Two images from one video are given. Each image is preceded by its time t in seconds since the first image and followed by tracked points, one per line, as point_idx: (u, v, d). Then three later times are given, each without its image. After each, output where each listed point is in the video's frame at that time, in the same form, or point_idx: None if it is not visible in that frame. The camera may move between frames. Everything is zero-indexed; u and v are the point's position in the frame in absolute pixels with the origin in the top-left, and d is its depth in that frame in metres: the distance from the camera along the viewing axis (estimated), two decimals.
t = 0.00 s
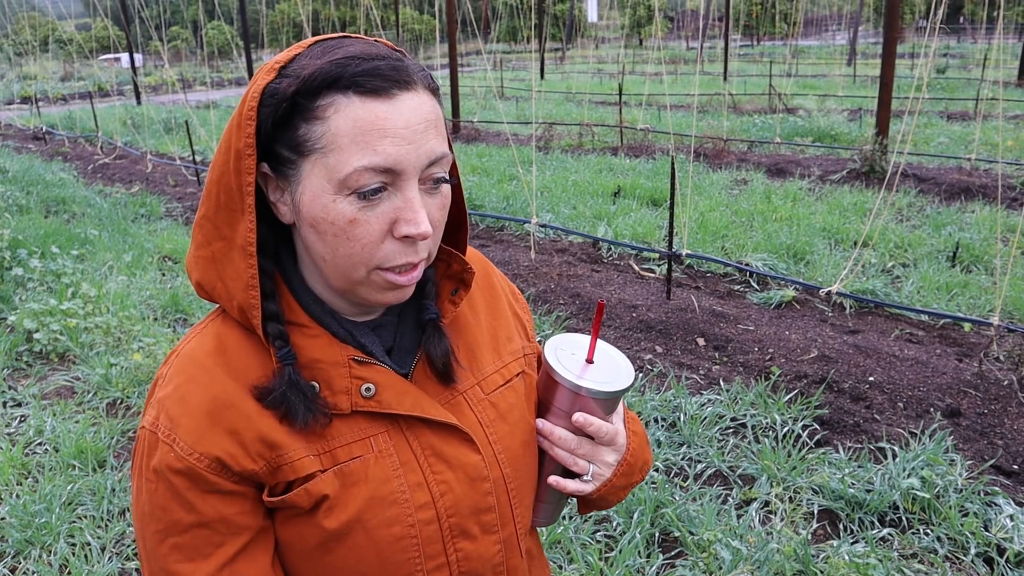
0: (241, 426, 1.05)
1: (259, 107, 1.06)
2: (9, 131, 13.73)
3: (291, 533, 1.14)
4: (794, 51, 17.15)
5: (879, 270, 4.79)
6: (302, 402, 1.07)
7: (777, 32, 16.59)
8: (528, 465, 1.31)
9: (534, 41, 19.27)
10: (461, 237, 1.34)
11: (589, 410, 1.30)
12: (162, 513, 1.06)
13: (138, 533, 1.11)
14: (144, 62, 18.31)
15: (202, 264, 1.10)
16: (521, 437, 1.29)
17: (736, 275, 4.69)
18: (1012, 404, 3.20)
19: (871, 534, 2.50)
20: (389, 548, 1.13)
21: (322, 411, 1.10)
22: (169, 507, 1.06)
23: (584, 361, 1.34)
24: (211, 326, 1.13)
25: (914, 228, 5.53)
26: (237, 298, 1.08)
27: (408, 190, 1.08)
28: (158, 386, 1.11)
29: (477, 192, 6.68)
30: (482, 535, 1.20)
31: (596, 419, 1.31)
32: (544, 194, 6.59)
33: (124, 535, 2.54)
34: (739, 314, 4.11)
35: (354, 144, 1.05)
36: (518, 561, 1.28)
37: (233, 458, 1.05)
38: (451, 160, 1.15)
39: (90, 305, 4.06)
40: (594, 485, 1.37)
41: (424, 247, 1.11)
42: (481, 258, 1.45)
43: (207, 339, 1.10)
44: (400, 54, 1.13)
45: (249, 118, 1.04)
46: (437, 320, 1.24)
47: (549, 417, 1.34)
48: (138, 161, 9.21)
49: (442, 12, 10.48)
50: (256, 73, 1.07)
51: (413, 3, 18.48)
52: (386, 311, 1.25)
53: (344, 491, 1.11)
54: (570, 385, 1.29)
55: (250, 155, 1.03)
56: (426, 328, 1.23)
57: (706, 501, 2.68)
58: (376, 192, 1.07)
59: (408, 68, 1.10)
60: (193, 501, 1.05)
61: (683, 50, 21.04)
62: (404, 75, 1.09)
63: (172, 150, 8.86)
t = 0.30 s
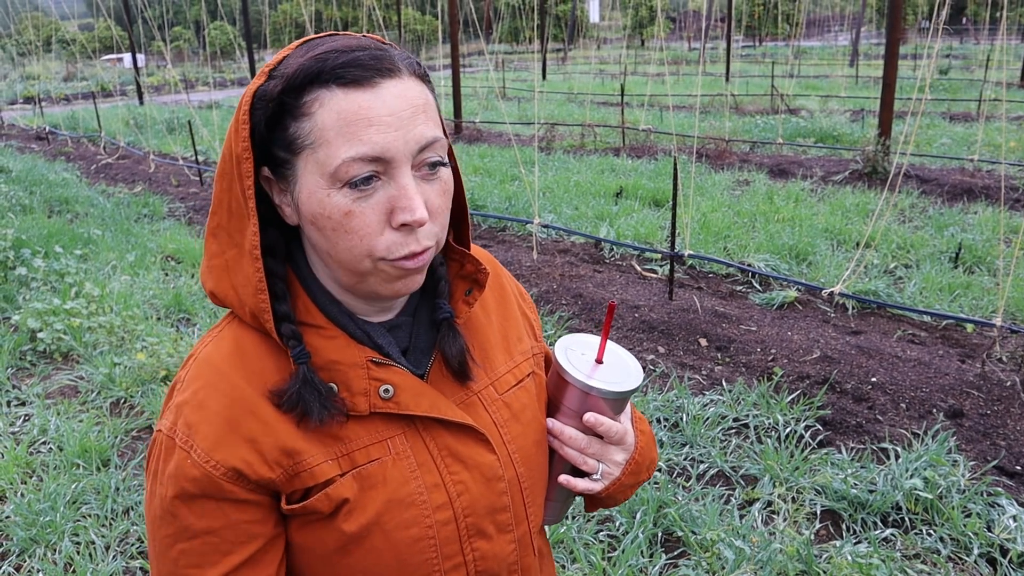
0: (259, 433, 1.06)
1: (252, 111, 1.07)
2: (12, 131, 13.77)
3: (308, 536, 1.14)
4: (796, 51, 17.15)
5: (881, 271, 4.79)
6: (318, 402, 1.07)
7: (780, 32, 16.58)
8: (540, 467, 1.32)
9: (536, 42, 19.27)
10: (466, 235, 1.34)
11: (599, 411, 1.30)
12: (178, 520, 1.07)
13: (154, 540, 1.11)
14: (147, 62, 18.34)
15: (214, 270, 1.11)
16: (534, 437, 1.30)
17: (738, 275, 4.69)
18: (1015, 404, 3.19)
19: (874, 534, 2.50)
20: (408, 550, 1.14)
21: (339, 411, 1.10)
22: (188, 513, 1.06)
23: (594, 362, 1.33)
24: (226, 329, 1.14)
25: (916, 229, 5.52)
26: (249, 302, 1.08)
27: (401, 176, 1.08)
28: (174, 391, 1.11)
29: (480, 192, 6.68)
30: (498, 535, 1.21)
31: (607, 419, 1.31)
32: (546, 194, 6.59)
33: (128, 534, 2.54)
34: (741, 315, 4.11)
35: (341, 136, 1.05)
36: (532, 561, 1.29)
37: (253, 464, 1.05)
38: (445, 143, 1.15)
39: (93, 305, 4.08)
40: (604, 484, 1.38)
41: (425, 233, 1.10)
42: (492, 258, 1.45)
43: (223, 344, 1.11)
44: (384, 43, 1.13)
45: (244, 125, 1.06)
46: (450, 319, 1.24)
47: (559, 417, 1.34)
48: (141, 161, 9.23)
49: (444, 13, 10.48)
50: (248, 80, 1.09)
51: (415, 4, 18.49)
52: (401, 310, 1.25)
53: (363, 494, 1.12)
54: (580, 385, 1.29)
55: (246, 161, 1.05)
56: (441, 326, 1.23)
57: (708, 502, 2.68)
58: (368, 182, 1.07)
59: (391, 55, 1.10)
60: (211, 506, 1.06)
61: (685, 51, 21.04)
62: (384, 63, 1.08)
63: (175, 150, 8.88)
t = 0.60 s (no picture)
0: (258, 436, 1.07)
1: (251, 107, 1.08)
2: (14, 129, 13.79)
3: (307, 537, 1.15)
4: (797, 54, 17.18)
5: (881, 274, 4.79)
6: (317, 399, 1.07)
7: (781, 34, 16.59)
8: (544, 468, 1.32)
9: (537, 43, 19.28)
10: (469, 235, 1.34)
11: (602, 412, 1.30)
12: (179, 520, 1.08)
13: (157, 539, 1.13)
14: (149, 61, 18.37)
15: (217, 270, 1.11)
16: (536, 438, 1.29)
17: (738, 277, 4.69)
18: (1014, 408, 3.20)
19: (873, 536, 2.50)
20: (409, 552, 1.14)
21: (339, 409, 1.11)
22: (188, 514, 1.08)
23: (597, 363, 1.33)
24: (227, 328, 1.15)
25: (917, 232, 5.53)
26: (252, 300, 1.09)
27: (398, 164, 1.09)
28: (176, 392, 1.12)
29: (480, 193, 6.68)
30: (500, 537, 1.21)
31: (609, 420, 1.31)
32: (546, 195, 6.59)
33: (127, 532, 2.55)
34: (741, 317, 4.11)
35: (339, 122, 1.06)
36: (534, 562, 1.29)
37: (251, 466, 1.06)
38: (443, 133, 1.15)
39: (94, 303, 4.08)
40: (607, 484, 1.38)
41: (424, 221, 1.10)
42: (496, 260, 1.46)
43: (223, 344, 1.11)
44: (381, 35, 1.14)
45: (244, 121, 1.07)
46: (452, 319, 1.24)
47: (563, 418, 1.34)
48: (142, 159, 9.24)
49: (446, 14, 10.49)
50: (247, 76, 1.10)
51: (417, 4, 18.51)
52: (403, 310, 1.25)
53: (364, 496, 1.12)
54: (582, 386, 1.29)
55: (249, 156, 1.06)
56: (441, 327, 1.23)
57: (708, 503, 2.68)
58: (365, 168, 1.07)
59: (388, 46, 1.11)
60: (210, 508, 1.08)
61: (686, 53, 21.06)
62: (381, 53, 1.10)
63: (176, 148, 8.89)
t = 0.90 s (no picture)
0: (248, 434, 1.07)
1: (238, 106, 1.10)
2: (11, 126, 13.76)
3: (300, 534, 1.15)
4: (796, 54, 17.19)
5: (879, 274, 4.80)
6: (306, 394, 1.07)
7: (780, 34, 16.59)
8: (539, 469, 1.32)
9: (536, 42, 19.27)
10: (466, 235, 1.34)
11: (599, 414, 1.30)
12: (171, 516, 1.09)
13: (151, 534, 1.14)
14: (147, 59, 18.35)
15: (216, 267, 1.12)
16: (531, 440, 1.29)
17: (737, 277, 4.69)
18: (1011, 409, 3.20)
19: (871, 536, 2.51)
20: (399, 551, 1.14)
21: (327, 408, 1.11)
22: (180, 511, 1.08)
23: (595, 364, 1.33)
24: (221, 326, 1.15)
25: (915, 233, 5.53)
26: (244, 297, 1.10)
27: (372, 161, 1.09)
28: (169, 389, 1.13)
29: (479, 192, 6.67)
30: (493, 538, 1.21)
31: (606, 423, 1.31)
32: (545, 194, 6.59)
33: (124, 531, 2.54)
34: (739, 316, 4.11)
35: (312, 120, 1.06)
36: (528, 564, 1.29)
37: (242, 464, 1.06)
38: (423, 130, 1.15)
39: (92, 301, 4.08)
40: (605, 488, 1.38)
41: (401, 220, 1.10)
42: (497, 259, 1.46)
43: (216, 340, 1.11)
44: (363, 34, 1.15)
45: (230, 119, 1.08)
46: (447, 321, 1.24)
47: (559, 420, 1.33)
48: (140, 157, 9.24)
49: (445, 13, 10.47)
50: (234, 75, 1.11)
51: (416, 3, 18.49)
52: (400, 309, 1.26)
53: (354, 496, 1.12)
54: (580, 389, 1.28)
55: (238, 154, 1.08)
56: (436, 329, 1.23)
57: (705, 502, 2.68)
58: (338, 168, 1.08)
59: (367, 44, 1.12)
60: (201, 504, 1.08)
61: (685, 52, 21.05)
62: (359, 52, 1.10)
63: (174, 147, 8.88)
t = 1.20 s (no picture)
0: (238, 426, 1.08)
1: (229, 104, 1.12)
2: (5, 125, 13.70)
3: (288, 529, 1.16)
4: (791, 55, 17.23)
5: (874, 275, 4.81)
6: (293, 387, 1.07)
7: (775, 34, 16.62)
8: (531, 469, 1.32)
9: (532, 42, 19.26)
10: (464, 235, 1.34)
11: (593, 418, 1.29)
12: (161, 506, 1.10)
13: (142, 524, 1.15)
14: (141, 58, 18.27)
15: (211, 261, 1.14)
16: (523, 441, 1.29)
17: (732, 277, 4.70)
18: (1004, 409, 3.21)
19: (865, 535, 2.51)
20: (384, 548, 1.14)
21: (315, 403, 1.11)
22: (170, 501, 1.09)
23: (593, 369, 1.33)
24: (216, 320, 1.17)
25: (909, 233, 5.55)
26: (237, 291, 1.11)
27: (351, 158, 1.11)
28: (164, 380, 1.14)
29: (474, 191, 6.67)
30: (480, 539, 1.21)
31: (600, 427, 1.30)
32: (541, 194, 6.59)
33: (119, 530, 2.54)
34: (734, 316, 4.12)
35: (292, 117, 1.08)
36: (517, 566, 1.29)
37: (229, 455, 1.07)
38: (405, 127, 1.16)
39: (86, 300, 4.07)
40: (598, 494, 1.37)
41: (380, 217, 1.11)
42: (495, 259, 1.46)
43: (210, 335, 1.13)
44: (350, 33, 1.16)
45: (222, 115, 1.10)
46: (440, 322, 1.24)
47: (554, 423, 1.33)
48: (134, 156, 9.22)
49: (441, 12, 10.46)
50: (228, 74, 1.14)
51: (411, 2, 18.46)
52: (394, 306, 1.27)
53: (341, 492, 1.13)
54: (576, 394, 1.28)
55: (231, 153, 1.10)
56: (428, 329, 1.23)
57: (700, 502, 2.69)
58: (317, 164, 1.10)
59: (350, 42, 1.13)
60: (190, 495, 1.09)
61: (681, 52, 21.08)
62: (340, 50, 1.11)
63: (169, 146, 8.86)
